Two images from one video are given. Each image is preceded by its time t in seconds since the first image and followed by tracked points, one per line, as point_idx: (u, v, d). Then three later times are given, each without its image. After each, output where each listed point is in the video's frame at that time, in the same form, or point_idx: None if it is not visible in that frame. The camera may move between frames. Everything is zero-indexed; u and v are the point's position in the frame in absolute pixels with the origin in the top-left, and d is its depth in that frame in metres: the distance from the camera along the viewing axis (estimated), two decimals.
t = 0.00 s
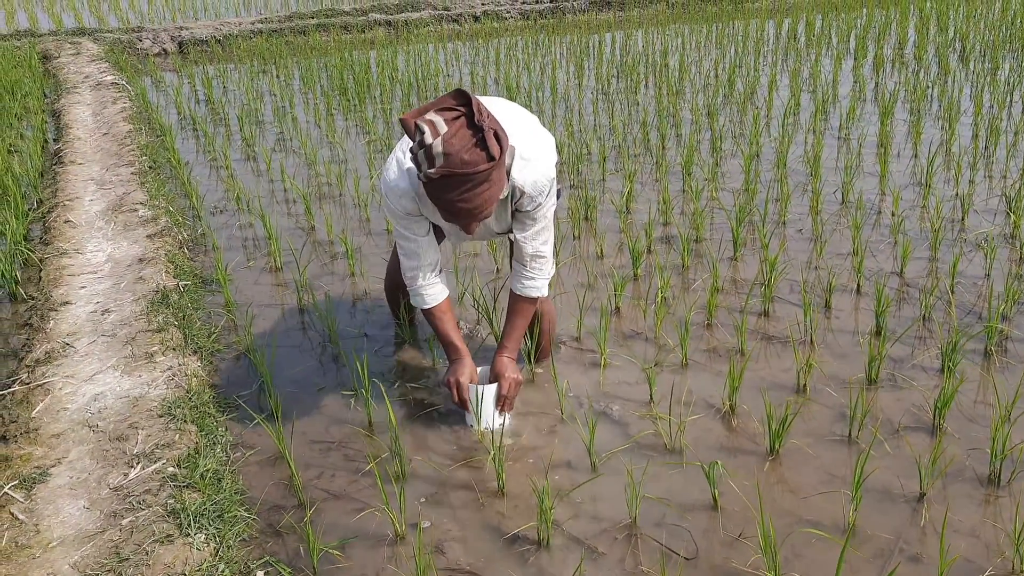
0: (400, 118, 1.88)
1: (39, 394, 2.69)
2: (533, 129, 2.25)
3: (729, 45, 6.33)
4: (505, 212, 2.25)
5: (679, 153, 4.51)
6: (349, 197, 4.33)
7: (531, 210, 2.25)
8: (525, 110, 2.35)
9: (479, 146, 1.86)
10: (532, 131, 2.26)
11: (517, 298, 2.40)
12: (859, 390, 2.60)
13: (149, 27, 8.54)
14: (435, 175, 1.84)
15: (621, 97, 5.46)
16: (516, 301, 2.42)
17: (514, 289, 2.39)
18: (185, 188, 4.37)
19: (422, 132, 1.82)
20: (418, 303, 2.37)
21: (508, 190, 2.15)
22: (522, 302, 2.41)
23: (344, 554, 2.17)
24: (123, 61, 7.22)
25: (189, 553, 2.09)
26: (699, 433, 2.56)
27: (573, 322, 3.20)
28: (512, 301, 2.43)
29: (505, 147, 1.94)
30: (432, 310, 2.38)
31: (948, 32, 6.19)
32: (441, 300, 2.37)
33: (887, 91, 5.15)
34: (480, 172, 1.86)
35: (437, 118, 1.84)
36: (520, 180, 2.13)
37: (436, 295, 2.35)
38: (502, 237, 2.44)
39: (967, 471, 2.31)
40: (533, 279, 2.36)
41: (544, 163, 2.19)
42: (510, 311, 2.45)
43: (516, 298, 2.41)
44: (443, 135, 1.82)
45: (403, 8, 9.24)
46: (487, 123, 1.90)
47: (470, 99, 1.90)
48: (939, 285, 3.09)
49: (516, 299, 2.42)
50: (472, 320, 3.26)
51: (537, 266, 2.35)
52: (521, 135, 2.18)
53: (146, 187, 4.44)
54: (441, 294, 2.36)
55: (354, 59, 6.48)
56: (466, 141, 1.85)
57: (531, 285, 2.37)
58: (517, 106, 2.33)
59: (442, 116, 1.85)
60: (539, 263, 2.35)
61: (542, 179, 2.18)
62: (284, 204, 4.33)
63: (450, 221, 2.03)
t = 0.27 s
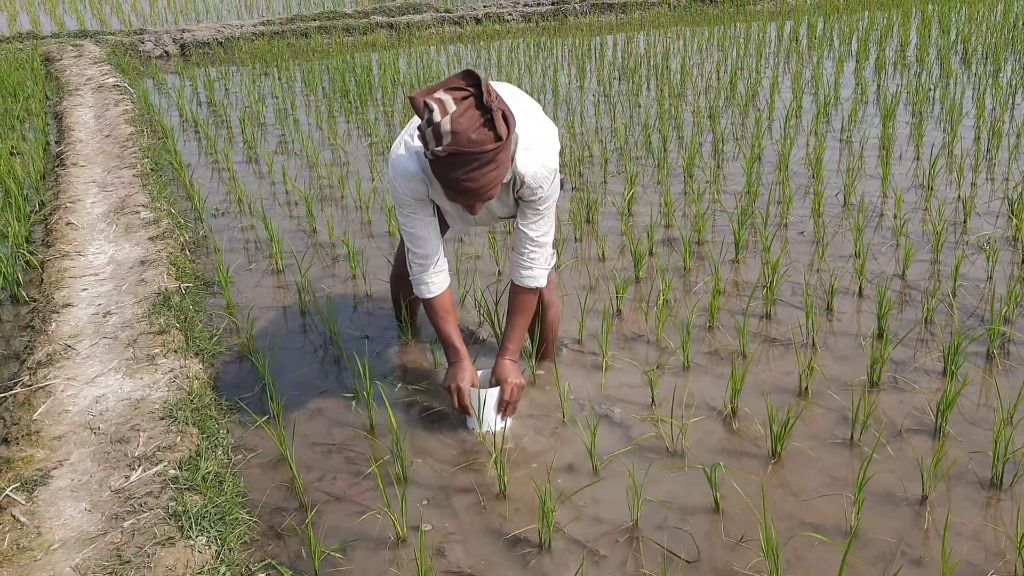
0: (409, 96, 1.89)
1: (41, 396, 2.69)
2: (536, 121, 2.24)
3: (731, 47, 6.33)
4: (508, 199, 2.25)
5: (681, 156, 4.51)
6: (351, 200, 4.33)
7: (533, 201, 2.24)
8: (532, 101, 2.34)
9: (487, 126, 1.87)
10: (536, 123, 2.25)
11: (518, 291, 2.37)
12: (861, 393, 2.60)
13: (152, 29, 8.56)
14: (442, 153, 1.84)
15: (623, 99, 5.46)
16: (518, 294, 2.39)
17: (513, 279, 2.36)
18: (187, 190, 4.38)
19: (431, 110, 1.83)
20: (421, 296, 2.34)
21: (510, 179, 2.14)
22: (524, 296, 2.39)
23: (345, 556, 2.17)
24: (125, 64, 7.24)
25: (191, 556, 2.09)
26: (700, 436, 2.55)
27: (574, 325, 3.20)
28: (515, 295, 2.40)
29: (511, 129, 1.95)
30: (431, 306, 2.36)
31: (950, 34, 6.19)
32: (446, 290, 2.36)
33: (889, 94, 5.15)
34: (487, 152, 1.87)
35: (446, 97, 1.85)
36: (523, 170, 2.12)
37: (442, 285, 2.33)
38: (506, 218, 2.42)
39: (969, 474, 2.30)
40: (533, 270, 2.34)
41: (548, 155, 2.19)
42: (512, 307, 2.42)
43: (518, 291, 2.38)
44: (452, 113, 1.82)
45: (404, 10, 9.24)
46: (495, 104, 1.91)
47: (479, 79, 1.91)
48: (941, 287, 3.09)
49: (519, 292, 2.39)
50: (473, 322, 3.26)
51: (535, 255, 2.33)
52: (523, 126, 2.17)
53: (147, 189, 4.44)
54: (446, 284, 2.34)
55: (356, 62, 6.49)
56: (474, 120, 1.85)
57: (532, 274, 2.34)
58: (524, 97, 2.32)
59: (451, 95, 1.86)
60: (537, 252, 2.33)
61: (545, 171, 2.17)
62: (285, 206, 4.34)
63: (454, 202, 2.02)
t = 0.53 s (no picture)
0: (424, 90, 1.95)
1: (43, 398, 2.69)
2: (548, 112, 2.31)
3: (733, 50, 6.34)
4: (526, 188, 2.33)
5: (683, 158, 4.51)
6: (353, 202, 4.34)
7: (551, 187, 2.33)
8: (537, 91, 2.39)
9: (500, 121, 1.94)
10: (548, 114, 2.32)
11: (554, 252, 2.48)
12: (863, 395, 2.60)
13: (154, 32, 8.57)
14: (456, 148, 1.91)
15: (625, 101, 5.47)
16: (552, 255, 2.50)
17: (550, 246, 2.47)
18: (189, 192, 4.38)
19: (445, 104, 1.89)
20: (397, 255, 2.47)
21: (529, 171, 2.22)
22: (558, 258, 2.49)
23: (348, 558, 2.17)
24: (128, 67, 7.25)
25: (193, 558, 2.09)
26: (703, 438, 2.55)
27: (577, 326, 3.20)
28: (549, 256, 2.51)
29: (523, 124, 2.02)
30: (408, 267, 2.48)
31: (952, 36, 6.19)
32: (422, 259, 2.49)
33: (891, 96, 5.15)
34: (500, 147, 1.94)
35: (460, 92, 1.91)
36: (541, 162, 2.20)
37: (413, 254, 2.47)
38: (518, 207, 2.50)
39: (972, 476, 2.30)
40: (567, 236, 2.45)
41: (562, 143, 2.26)
42: (547, 266, 2.52)
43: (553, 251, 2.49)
44: (466, 108, 1.89)
45: (406, 12, 9.25)
46: (508, 100, 1.98)
47: (492, 75, 1.98)
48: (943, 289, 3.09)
49: (552, 255, 2.50)
50: (475, 324, 3.26)
51: (567, 225, 2.43)
52: (538, 120, 2.24)
53: (150, 191, 4.45)
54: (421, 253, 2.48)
55: (358, 64, 6.50)
56: (487, 116, 1.92)
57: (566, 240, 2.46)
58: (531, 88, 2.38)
59: (465, 91, 1.92)
60: (567, 224, 2.43)
61: (560, 161, 2.25)
62: (288, 208, 4.34)
63: (465, 194, 2.10)
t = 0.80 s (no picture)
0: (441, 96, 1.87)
1: (46, 399, 2.70)
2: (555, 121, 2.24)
3: (734, 51, 6.34)
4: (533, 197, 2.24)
5: (684, 160, 4.51)
6: (355, 203, 4.35)
7: (559, 199, 2.24)
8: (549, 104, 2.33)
9: (521, 128, 1.86)
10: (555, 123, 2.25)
11: (541, 279, 2.43)
12: (865, 397, 2.60)
13: (157, 33, 8.59)
14: (475, 156, 1.82)
15: (626, 103, 5.47)
16: (539, 283, 2.44)
17: (539, 270, 2.42)
18: (191, 193, 4.39)
19: (465, 112, 1.81)
20: (445, 297, 2.31)
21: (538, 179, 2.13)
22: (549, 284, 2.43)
23: (349, 559, 2.17)
24: (130, 68, 7.26)
25: (194, 558, 2.09)
26: (704, 439, 2.55)
27: (578, 328, 3.20)
28: (538, 283, 2.45)
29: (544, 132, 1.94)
30: (453, 308, 2.35)
31: (954, 39, 6.19)
32: (469, 293, 2.34)
33: (893, 98, 5.15)
34: (521, 155, 1.86)
35: (480, 99, 1.83)
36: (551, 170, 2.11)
37: (466, 289, 2.30)
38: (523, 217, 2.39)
39: (973, 479, 2.30)
40: (559, 261, 2.38)
41: (571, 153, 2.18)
42: (534, 293, 2.46)
43: (541, 279, 2.43)
44: (486, 115, 1.81)
45: (408, 14, 9.26)
46: (529, 107, 1.90)
47: (512, 82, 1.90)
48: (945, 291, 3.09)
49: (542, 279, 2.44)
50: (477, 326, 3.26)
51: (561, 248, 2.36)
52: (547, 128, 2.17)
53: (152, 192, 4.46)
54: (471, 287, 2.32)
55: (360, 66, 6.51)
56: (507, 123, 1.84)
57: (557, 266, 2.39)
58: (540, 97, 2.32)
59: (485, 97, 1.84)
60: (563, 244, 2.36)
61: (570, 171, 2.17)
62: (290, 209, 4.35)
63: (481, 202, 2.01)
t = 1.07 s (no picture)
0: (468, 124, 1.83)
1: (47, 400, 2.70)
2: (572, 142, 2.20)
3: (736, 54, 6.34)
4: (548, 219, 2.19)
5: (686, 161, 4.51)
6: (357, 205, 4.35)
7: (575, 219, 2.19)
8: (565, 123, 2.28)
9: (547, 160, 1.83)
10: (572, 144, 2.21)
11: (547, 297, 2.40)
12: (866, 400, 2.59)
13: (159, 34, 8.60)
14: (500, 186, 1.79)
15: (628, 105, 5.47)
16: (545, 301, 2.42)
17: (546, 286, 2.38)
18: (193, 195, 4.40)
19: (492, 141, 1.77)
20: (460, 322, 2.26)
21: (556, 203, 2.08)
22: (552, 302, 2.41)
23: (350, 561, 2.17)
24: (132, 69, 7.27)
25: (195, 560, 2.09)
26: (705, 442, 2.55)
27: (579, 331, 3.20)
28: (544, 300, 2.42)
29: (569, 163, 1.91)
30: (466, 331, 2.30)
31: (956, 41, 6.19)
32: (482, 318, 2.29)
33: (895, 100, 5.15)
34: (546, 187, 1.83)
35: (507, 128, 1.79)
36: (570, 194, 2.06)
37: (480, 315, 2.25)
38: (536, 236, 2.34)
39: (975, 482, 2.29)
40: (566, 278, 2.34)
41: (589, 174, 2.14)
42: (539, 310, 2.45)
43: (547, 297, 2.41)
44: (513, 146, 1.77)
45: (410, 16, 9.27)
46: (556, 138, 1.87)
47: (539, 111, 1.87)
48: (946, 294, 3.08)
49: (548, 298, 2.42)
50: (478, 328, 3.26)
51: (569, 265, 2.31)
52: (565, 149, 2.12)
53: (154, 194, 4.46)
54: (484, 314, 2.27)
55: (361, 67, 6.51)
56: (534, 154, 1.81)
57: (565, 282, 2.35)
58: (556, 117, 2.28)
59: (512, 127, 1.81)
60: (573, 261, 2.31)
61: (588, 192, 2.12)
62: (291, 211, 4.35)
63: (501, 230, 1.98)
